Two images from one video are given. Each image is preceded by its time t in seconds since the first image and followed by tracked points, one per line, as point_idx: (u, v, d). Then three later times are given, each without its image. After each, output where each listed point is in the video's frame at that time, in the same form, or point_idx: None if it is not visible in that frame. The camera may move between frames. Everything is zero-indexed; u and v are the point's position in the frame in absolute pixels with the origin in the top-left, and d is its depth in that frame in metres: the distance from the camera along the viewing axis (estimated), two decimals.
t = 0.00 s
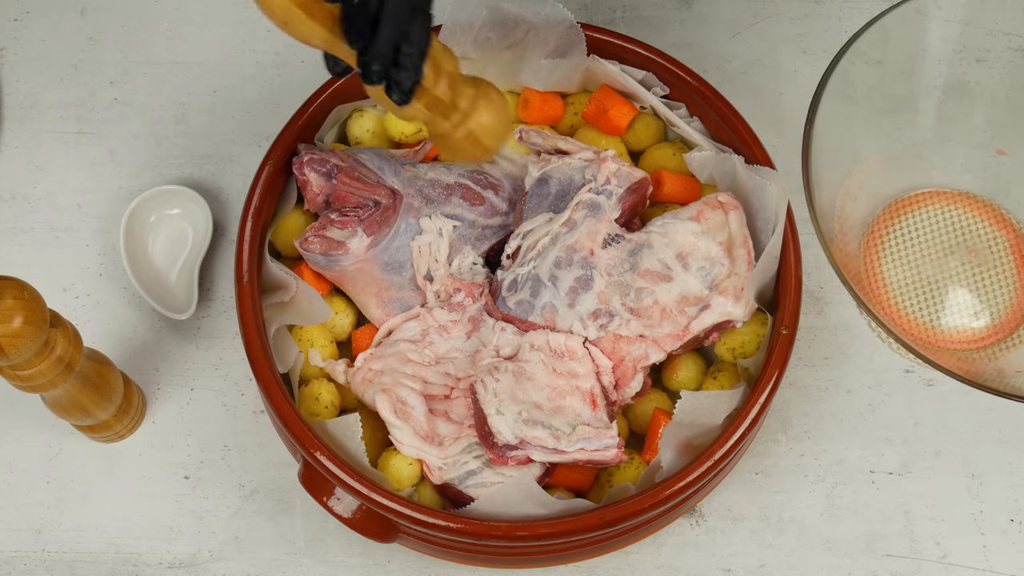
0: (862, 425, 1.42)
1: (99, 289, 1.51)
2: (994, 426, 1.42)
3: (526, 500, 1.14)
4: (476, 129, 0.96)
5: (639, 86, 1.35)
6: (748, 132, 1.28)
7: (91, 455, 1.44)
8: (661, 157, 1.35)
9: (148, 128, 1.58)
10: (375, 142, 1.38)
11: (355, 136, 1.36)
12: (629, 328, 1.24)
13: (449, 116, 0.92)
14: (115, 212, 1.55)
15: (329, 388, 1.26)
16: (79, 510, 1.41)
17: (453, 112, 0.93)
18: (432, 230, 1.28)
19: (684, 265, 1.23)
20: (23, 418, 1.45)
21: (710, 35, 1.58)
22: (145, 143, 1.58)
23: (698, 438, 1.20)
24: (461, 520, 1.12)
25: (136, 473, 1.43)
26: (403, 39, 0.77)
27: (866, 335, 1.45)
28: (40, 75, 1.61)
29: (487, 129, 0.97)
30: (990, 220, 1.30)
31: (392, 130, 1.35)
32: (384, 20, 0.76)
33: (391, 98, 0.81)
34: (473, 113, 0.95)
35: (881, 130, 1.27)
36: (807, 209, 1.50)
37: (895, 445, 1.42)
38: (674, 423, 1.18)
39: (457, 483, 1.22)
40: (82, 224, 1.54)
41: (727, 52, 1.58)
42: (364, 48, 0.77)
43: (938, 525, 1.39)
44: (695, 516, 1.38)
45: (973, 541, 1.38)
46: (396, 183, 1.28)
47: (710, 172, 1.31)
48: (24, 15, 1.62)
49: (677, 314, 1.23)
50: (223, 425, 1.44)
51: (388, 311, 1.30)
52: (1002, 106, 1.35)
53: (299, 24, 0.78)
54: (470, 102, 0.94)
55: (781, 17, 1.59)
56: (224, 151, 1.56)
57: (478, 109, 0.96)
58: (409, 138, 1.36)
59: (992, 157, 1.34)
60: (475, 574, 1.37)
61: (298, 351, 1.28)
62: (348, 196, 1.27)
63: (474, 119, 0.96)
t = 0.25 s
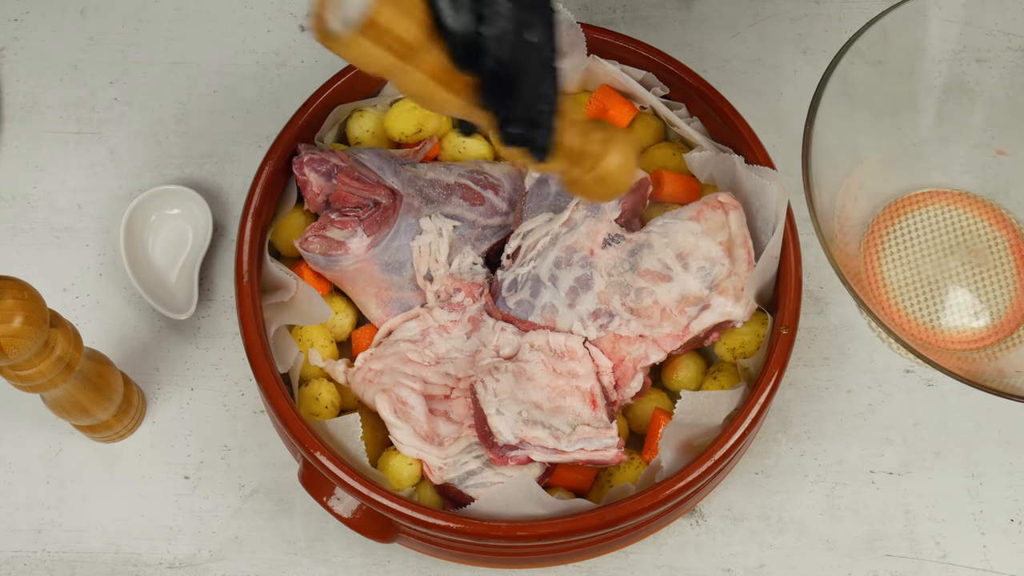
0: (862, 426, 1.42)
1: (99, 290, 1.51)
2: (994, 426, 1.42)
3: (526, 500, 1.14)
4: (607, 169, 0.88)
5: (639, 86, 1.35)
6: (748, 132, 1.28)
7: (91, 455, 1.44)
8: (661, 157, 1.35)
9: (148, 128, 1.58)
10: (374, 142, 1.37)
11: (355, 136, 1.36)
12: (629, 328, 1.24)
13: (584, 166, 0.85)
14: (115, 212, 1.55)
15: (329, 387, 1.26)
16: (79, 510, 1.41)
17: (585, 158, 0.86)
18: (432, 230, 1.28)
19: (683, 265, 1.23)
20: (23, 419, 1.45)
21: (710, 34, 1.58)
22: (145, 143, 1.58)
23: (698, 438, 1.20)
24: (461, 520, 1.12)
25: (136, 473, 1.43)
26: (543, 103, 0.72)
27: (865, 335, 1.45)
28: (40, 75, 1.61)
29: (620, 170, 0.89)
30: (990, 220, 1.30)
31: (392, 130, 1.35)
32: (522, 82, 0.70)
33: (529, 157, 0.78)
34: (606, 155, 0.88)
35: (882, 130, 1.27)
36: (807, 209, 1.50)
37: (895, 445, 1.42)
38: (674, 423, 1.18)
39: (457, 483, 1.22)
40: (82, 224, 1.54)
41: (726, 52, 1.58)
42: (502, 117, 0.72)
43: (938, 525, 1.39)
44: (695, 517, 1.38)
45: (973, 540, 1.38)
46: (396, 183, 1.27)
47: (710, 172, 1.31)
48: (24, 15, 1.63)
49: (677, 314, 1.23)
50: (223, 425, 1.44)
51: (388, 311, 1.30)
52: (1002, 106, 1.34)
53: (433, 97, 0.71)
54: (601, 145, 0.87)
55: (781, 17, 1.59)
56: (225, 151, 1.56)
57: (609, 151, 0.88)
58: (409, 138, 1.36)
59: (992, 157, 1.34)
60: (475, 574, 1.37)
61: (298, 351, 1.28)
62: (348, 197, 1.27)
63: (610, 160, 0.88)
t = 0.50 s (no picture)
0: (862, 426, 1.42)
1: (99, 290, 1.51)
2: (994, 426, 1.42)
3: (526, 500, 1.14)
4: (671, 211, 0.98)
5: (639, 86, 1.35)
6: (748, 132, 1.28)
7: (91, 455, 1.44)
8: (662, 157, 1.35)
9: (148, 128, 1.58)
10: (374, 142, 1.37)
11: (354, 136, 1.36)
12: (629, 328, 1.24)
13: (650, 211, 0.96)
14: (115, 212, 1.55)
15: (328, 387, 1.26)
16: (79, 510, 1.41)
17: (651, 201, 0.96)
18: (432, 230, 1.28)
19: (683, 265, 1.22)
20: (23, 419, 1.45)
21: (710, 35, 1.59)
22: (146, 143, 1.58)
23: (698, 438, 1.20)
24: (461, 520, 1.12)
25: (136, 473, 1.43)
26: (608, 143, 0.76)
27: (865, 335, 1.45)
28: (40, 75, 1.61)
29: (687, 211, 0.99)
30: (990, 220, 1.30)
31: (392, 130, 1.35)
32: (592, 128, 0.73)
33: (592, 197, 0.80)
34: (667, 199, 0.96)
35: (882, 130, 1.27)
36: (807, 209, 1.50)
37: (895, 445, 1.42)
38: (674, 423, 1.18)
39: (457, 483, 1.22)
40: (82, 224, 1.54)
41: (726, 52, 1.58)
42: (570, 160, 0.75)
43: (938, 525, 1.39)
44: (695, 517, 1.38)
45: (972, 540, 1.38)
46: (396, 183, 1.27)
47: (710, 172, 1.31)
48: (24, 15, 1.63)
49: (677, 314, 1.23)
50: (223, 425, 1.44)
51: (388, 311, 1.30)
52: (1002, 106, 1.34)
53: (507, 144, 0.72)
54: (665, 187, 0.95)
55: (781, 17, 1.59)
56: (225, 151, 1.56)
57: (675, 192, 0.97)
58: (409, 138, 1.36)
59: (992, 157, 1.34)
60: (475, 573, 1.37)
61: (298, 351, 1.28)
62: (348, 197, 1.27)
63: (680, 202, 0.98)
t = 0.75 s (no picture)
0: (862, 425, 1.42)
1: (99, 290, 1.51)
2: (994, 426, 1.42)
3: (526, 500, 1.14)
4: (566, 184, 0.99)
5: (639, 86, 1.34)
6: (748, 132, 1.28)
7: (91, 454, 1.44)
8: (661, 157, 1.35)
9: (148, 128, 1.58)
10: (374, 142, 1.37)
11: (354, 136, 1.36)
12: (629, 328, 1.24)
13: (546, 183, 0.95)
14: (115, 212, 1.55)
15: (328, 387, 1.26)
16: (79, 510, 1.41)
17: (549, 174, 0.96)
18: (432, 230, 1.28)
19: (683, 265, 1.23)
20: (23, 419, 1.45)
21: (710, 34, 1.58)
22: (146, 143, 1.58)
23: (698, 438, 1.21)
24: (461, 520, 1.12)
25: (136, 473, 1.43)
26: (504, 114, 0.79)
27: (866, 335, 1.45)
28: (40, 75, 1.61)
29: (579, 185, 1.02)
30: (990, 220, 1.30)
31: (392, 130, 1.36)
32: (488, 97, 0.77)
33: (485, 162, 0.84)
34: (564, 171, 0.98)
35: (882, 130, 1.27)
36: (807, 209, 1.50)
37: (895, 445, 1.42)
38: (674, 423, 1.18)
39: (457, 483, 1.22)
40: (82, 224, 1.54)
41: (727, 52, 1.58)
42: (467, 122, 0.79)
43: (938, 525, 1.39)
44: (695, 516, 1.38)
45: (972, 540, 1.38)
46: (396, 183, 1.27)
47: (710, 172, 1.31)
48: (24, 15, 1.62)
49: (677, 314, 1.23)
50: (223, 425, 1.44)
51: (388, 311, 1.30)
52: (1002, 106, 1.34)
53: (403, 102, 0.80)
54: (561, 157, 0.97)
55: (781, 17, 1.59)
56: (224, 151, 1.56)
57: (567, 167, 0.99)
58: (409, 139, 1.37)
59: (992, 157, 1.34)
60: (476, 574, 1.37)
61: (298, 351, 1.28)
62: (348, 197, 1.27)
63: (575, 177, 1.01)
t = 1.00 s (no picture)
0: (862, 426, 1.42)
1: (99, 290, 1.51)
2: (994, 426, 1.42)
3: (526, 500, 1.14)
4: (514, 140, 0.95)
5: (639, 86, 1.35)
6: (748, 132, 1.28)
7: (91, 454, 1.44)
8: (661, 157, 1.35)
9: (148, 127, 1.58)
10: (375, 142, 1.38)
11: (355, 136, 1.37)
12: (629, 328, 1.24)
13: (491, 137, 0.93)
14: (115, 212, 1.55)
15: (329, 387, 1.26)
16: (79, 510, 1.41)
17: (495, 129, 0.92)
18: (432, 230, 1.28)
19: (683, 265, 1.23)
20: (23, 419, 1.45)
21: (710, 34, 1.58)
22: (146, 143, 1.58)
23: (698, 438, 1.21)
24: (461, 520, 1.12)
25: (136, 473, 1.43)
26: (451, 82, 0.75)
27: (866, 335, 1.45)
28: (40, 75, 1.61)
29: (525, 141, 0.96)
30: (990, 220, 1.30)
31: (392, 131, 1.36)
32: (436, 66, 0.72)
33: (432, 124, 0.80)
34: (513, 127, 0.94)
35: (882, 130, 1.27)
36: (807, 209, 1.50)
37: (895, 446, 1.42)
38: (674, 423, 1.18)
39: (457, 483, 1.22)
40: (82, 224, 1.54)
41: (727, 52, 1.58)
42: (413, 89, 0.74)
43: (938, 525, 1.39)
44: (695, 516, 1.38)
45: (972, 541, 1.38)
46: (396, 183, 1.28)
47: (710, 172, 1.31)
48: (24, 15, 1.62)
49: (677, 314, 1.23)
50: (223, 425, 1.44)
51: (388, 311, 1.30)
52: (1002, 106, 1.34)
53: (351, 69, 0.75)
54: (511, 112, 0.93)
55: (781, 17, 1.59)
56: (224, 151, 1.56)
57: (517, 121, 0.94)
58: (409, 139, 1.36)
59: (992, 157, 1.34)
60: (476, 574, 1.37)
61: (298, 351, 1.28)
62: (348, 197, 1.27)
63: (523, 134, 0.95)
